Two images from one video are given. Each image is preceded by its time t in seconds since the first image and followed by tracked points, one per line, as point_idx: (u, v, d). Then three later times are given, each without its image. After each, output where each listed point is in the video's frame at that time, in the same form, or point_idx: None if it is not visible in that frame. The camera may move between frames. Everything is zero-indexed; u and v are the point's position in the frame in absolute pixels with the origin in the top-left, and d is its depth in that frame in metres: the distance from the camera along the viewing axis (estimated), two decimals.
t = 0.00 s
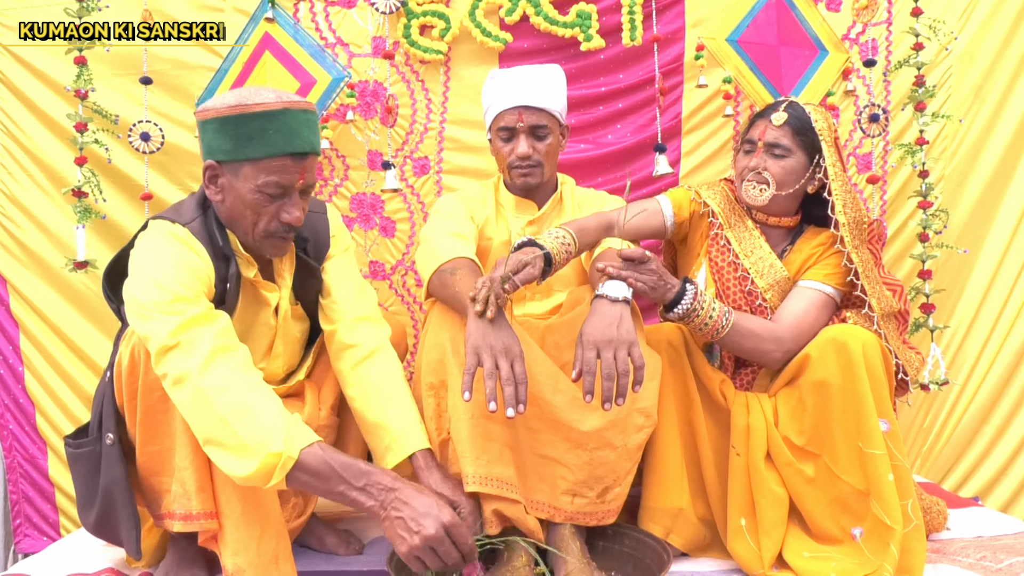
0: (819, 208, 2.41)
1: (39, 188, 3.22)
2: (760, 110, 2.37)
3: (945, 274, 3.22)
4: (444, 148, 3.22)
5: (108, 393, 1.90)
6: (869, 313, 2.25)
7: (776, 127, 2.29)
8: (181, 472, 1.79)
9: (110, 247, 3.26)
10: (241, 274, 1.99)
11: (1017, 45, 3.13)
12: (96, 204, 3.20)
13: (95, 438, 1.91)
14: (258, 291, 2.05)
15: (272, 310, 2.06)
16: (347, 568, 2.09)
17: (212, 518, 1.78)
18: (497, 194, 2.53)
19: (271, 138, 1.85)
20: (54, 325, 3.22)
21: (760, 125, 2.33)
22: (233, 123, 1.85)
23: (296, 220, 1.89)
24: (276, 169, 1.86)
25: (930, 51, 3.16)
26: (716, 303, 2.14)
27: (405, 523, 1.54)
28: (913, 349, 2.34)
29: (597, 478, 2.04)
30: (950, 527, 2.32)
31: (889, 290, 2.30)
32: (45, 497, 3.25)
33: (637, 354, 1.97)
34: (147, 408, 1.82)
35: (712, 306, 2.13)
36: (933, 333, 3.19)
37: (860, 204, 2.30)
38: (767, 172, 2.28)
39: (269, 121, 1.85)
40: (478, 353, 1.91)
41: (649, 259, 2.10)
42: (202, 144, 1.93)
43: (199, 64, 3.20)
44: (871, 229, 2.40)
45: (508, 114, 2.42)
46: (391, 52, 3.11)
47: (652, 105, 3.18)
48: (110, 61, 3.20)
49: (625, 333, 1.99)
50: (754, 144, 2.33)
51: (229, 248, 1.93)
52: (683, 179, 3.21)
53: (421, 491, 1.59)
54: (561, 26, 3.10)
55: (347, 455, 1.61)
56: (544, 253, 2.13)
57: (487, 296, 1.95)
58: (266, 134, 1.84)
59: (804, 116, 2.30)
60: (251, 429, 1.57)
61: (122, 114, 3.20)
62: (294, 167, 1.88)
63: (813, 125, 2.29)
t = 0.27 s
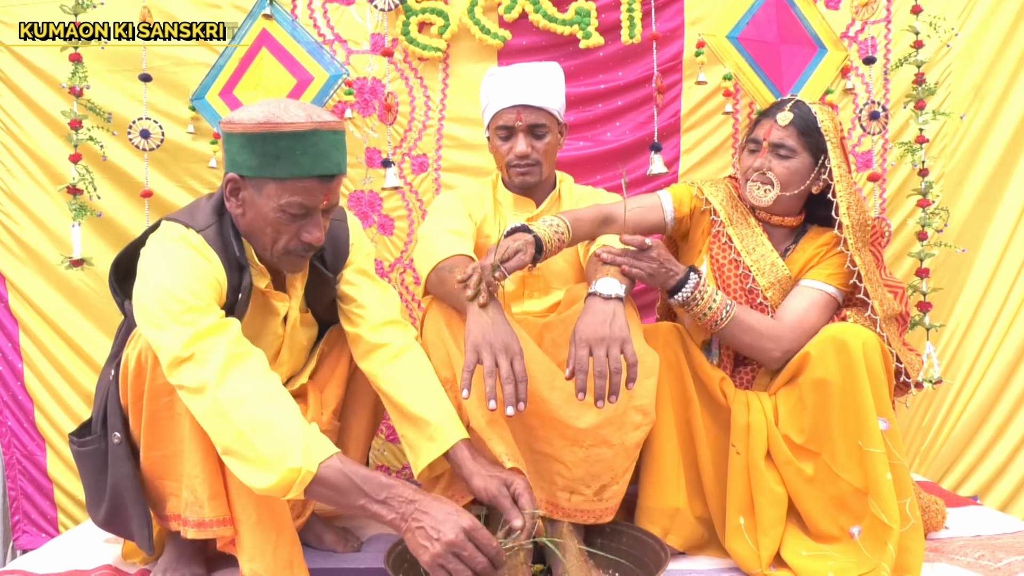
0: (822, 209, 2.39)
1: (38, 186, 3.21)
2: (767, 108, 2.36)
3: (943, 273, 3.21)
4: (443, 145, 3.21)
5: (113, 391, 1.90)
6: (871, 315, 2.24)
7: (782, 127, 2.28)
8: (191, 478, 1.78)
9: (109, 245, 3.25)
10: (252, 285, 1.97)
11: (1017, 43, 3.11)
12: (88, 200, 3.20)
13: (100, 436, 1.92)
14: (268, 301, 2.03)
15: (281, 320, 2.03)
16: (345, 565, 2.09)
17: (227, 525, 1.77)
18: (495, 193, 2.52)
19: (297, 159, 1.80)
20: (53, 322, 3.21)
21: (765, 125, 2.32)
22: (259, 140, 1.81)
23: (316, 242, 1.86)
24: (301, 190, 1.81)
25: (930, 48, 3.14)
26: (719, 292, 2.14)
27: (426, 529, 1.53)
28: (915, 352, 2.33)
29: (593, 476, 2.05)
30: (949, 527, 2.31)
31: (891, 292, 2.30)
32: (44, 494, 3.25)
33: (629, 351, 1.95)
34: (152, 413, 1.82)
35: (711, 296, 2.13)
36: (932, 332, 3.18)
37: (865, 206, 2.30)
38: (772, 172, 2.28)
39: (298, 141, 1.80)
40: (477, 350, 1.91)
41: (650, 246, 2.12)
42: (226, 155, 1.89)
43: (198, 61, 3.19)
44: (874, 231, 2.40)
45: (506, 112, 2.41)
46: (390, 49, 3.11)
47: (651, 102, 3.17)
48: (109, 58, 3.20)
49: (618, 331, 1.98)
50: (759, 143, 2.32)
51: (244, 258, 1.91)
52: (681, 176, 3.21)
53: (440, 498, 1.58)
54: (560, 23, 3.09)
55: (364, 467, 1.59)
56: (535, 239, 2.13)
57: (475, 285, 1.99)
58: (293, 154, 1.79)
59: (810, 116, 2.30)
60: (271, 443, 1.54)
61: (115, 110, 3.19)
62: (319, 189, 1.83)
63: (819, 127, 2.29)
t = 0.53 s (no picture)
0: (827, 210, 2.37)
1: (38, 183, 3.21)
2: (770, 110, 2.35)
3: (945, 273, 3.21)
4: (444, 144, 3.20)
5: (113, 385, 1.89)
6: (876, 320, 2.23)
7: (784, 129, 2.27)
8: (188, 482, 1.77)
9: (109, 243, 3.25)
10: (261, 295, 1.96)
11: (1019, 43, 3.11)
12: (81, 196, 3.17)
13: (98, 426, 1.92)
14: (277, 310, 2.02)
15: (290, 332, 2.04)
16: (343, 565, 2.09)
17: (223, 532, 1.77)
18: (495, 192, 2.52)
19: (315, 175, 1.78)
20: (52, 319, 3.21)
21: (767, 128, 2.32)
22: (277, 152, 1.78)
23: (331, 258, 1.84)
24: (319, 205, 1.80)
25: (931, 48, 3.14)
26: (732, 298, 2.13)
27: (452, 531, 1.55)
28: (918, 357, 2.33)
29: (593, 476, 2.05)
30: (949, 528, 2.30)
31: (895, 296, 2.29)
32: (43, 492, 3.25)
33: (632, 352, 1.95)
34: (151, 415, 1.82)
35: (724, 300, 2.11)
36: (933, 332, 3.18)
37: (870, 209, 2.29)
38: (774, 176, 2.28)
39: (317, 156, 1.78)
40: (477, 350, 1.91)
41: (674, 250, 2.04)
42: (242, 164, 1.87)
43: (198, 59, 3.19)
44: (879, 233, 2.39)
45: (504, 112, 2.41)
46: (391, 48, 3.10)
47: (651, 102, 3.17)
48: (110, 56, 3.20)
49: (620, 331, 1.98)
50: (762, 146, 2.32)
51: (255, 266, 1.90)
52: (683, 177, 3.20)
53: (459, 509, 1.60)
54: (561, 23, 3.09)
55: (383, 475, 1.61)
56: (534, 217, 2.12)
57: (469, 259, 1.97)
58: (311, 169, 1.77)
59: (812, 118, 2.28)
60: (288, 448, 1.54)
61: (110, 108, 3.19)
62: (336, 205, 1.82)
63: (823, 129, 2.27)
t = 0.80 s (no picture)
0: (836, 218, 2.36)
1: (37, 183, 3.21)
2: (777, 116, 2.33)
3: (946, 275, 3.21)
4: (444, 146, 3.20)
5: (118, 388, 1.89)
6: (881, 322, 2.25)
7: (790, 137, 2.25)
8: (195, 490, 1.77)
9: (109, 244, 3.24)
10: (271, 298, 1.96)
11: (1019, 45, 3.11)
12: (75, 197, 3.19)
13: (104, 429, 1.91)
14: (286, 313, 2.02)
15: (297, 333, 2.04)
16: (344, 567, 2.09)
17: (230, 540, 1.77)
18: (496, 193, 2.52)
19: (330, 176, 1.77)
20: (51, 320, 3.21)
21: (773, 135, 2.29)
22: (292, 153, 1.77)
23: (344, 259, 1.84)
24: (334, 208, 1.79)
25: (932, 49, 3.13)
26: (733, 313, 2.11)
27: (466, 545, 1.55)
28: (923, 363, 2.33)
29: (593, 479, 2.04)
30: (950, 530, 2.30)
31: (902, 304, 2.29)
32: (43, 493, 3.24)
33: (632, 355, 1.95)
34: (158, 419, 1.82)
35: (728, 314, 2.11)
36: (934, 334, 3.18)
37: (876, 218, 2.29)
38: (780, 185, 2.26)
39: (333, 158, 1.77)
40: (478, 353, 1.91)
41: (661, 268, 2.06)
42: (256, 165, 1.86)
43: (199, 60, 3.19)
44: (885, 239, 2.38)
45: (505, 113, 2.41)
46: (391, 49, 3.10)
47: (653, 103, 3.16)
48: (111, 57, 3.20)
49: (619, 335, 1.98)
50: (767, 153, 2.30)
51: (265, 270, 1.89)
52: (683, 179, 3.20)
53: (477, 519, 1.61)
54: (561, 24, 3.08)
55: (395, 484, 1.61)
56: (541, 249, 2.13)
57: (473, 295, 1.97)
58: (326, 171, 1.76)
59: (819, 124, 2.26)
60: (299, 456, 1.54)
61: (107, 108, 3.19)
62: (349, 207, 1.81)
63: (830, 137, 2.25)
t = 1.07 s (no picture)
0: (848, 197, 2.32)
1: (37, 184, 3.21)
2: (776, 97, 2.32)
3: (947, 276, 3.21)
4: (446, 148, 3.20)
5: (120, 388, 1.87)
6: (890, 315, 2.20)
7: (787, 112, 2.24)
8: (198, 492, 1.78)
9: (110, 247, 3.24)
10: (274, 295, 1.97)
11: (1019, 46, 3.08)
12: (75, 199, 3.19)
13: (103, 433, 1.89)
14: (288, 307, 2.02)
15: (298, 327, 2.04)
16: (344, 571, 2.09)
17: (233, 545, 1.76)
18: (497, 195, 2.52)
19: (322, 160, 1.81)
20: (52, 323, 3.21)
21: (774, 113, 2.29)
22: (284, 142, 1.81)
23: (342, 243, 1.87)
24: (328, 191, 1.82)
25: (932, 52, 3.12)
26: (738, 295, 2.09)
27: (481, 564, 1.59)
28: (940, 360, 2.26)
29: (595, 483, 2.04)
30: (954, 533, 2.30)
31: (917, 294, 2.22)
32: (43, 496, 3.24)
33: (632, 358, 1.95)
34: (164, 423, 1.82)
35: (729, 296, 2.08)
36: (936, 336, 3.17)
37: (886, 199, 2.23)
38: (778, 162, 2.24)
39: (323, 143, 1.82)
40: (479, 355, 1.93)
41: (667, 243, 2.01)
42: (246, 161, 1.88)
43: (200, 63, 3.19)
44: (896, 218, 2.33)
45: (507, 114, 2.42)
46: (393, 52, 3.11)
47: (655, 105, 3.16)
48: (113, 60, 3.20)
49: (620, 337, 1.98)
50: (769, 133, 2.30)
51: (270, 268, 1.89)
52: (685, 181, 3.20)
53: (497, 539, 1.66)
54: (562, 27, 3.09)
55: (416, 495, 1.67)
56: (549, 222, 2.13)
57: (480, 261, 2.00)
58: (318, 155, 1.81)
59: (819, 99, 2.22)
60: (337, 455, 1.57)
61: (110, 110, 3.19)
62: (344, 189, 1.86)
63: (831, 108, 2.20)
